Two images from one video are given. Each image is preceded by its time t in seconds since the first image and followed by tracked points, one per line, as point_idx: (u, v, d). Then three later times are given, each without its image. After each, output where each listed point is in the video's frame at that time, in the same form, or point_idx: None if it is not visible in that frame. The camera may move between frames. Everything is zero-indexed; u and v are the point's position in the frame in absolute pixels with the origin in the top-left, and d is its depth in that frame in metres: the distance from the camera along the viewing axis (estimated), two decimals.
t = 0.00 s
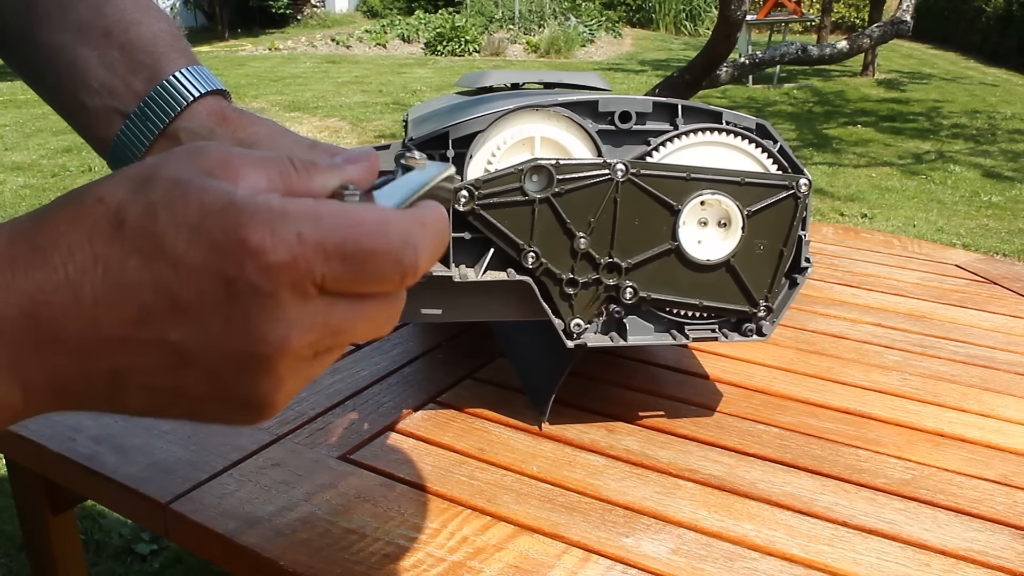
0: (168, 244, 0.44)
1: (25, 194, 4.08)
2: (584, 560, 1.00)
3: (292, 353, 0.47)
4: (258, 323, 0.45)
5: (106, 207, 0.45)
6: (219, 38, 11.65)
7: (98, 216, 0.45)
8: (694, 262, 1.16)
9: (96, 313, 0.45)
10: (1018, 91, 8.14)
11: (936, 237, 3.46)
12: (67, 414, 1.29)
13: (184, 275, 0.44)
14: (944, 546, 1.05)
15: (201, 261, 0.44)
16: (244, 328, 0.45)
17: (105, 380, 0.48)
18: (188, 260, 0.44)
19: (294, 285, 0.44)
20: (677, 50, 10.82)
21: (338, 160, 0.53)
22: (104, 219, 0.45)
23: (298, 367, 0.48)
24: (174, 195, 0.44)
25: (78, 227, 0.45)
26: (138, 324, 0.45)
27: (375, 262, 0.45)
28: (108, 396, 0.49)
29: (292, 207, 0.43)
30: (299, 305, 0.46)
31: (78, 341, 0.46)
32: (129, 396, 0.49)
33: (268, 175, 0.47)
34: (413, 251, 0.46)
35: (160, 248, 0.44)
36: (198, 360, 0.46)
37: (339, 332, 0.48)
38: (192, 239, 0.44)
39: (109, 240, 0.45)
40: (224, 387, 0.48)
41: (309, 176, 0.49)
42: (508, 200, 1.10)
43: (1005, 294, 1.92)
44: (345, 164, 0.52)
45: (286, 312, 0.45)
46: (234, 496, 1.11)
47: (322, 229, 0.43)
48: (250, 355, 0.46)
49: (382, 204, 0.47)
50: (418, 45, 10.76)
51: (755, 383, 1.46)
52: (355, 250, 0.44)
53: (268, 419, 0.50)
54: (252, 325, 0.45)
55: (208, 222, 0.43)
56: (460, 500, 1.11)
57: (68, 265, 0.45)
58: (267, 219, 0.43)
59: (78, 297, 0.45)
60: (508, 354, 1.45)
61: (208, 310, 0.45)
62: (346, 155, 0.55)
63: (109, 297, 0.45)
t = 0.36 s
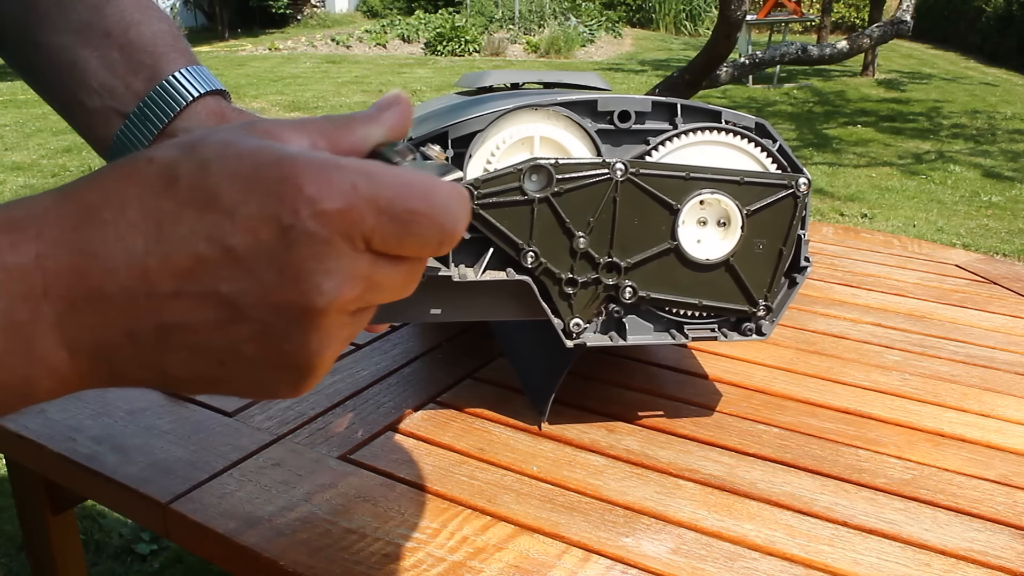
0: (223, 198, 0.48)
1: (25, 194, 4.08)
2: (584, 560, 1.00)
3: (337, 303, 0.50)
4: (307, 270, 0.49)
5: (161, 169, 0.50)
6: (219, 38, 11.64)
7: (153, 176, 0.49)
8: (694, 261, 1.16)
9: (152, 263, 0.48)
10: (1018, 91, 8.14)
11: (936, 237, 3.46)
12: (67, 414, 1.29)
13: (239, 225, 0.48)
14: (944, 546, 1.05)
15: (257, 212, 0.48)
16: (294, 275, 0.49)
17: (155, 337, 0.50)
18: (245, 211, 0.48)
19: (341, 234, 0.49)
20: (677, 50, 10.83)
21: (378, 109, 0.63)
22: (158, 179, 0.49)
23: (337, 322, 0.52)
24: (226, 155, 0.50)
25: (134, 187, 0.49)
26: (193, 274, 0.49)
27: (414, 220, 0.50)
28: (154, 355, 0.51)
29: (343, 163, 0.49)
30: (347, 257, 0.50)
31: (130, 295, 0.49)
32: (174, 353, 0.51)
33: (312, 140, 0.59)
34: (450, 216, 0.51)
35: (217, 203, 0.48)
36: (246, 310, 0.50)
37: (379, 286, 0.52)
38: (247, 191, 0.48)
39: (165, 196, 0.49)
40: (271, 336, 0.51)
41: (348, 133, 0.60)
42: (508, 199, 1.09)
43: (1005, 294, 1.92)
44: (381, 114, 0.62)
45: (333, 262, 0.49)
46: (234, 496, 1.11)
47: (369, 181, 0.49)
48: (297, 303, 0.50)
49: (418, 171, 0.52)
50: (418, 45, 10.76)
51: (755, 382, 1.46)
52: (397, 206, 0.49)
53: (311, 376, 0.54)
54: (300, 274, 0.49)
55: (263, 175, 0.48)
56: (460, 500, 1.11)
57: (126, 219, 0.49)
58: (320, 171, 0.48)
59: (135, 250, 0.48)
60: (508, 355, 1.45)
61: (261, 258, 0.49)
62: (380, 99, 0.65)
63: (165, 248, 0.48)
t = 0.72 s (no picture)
0: (250, 197, 0.50)
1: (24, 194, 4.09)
2: (584, 560, 1.01)
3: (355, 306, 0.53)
4: (328, 275, 0.51)
5: (189, 162, 0.51)
6: (219, 38, 11.64)
7: (178, 169, 0.50)
8: (693, 264, 1.17)
9: (179, 259, 0.50)
10: (1017, 91, 8.14)
11: (935, 237, 3.46)
12: (67, 415, 1.30)
13: (266, 226, 0.50)
14: (944, 546, 1.05)
15: (284, 215, 0.50)
16: (318, 279, 0.51)
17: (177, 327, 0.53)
18: (272, 213, 0.50)
19: (364, 241, 0.51)
20: (677, 50, 10.83)
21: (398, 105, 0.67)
22: (185, 172, 0.50)
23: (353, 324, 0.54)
24: (255, 153, 0.51)
25: (161, 178, 0.50)
26: (217, 271, 0.50)
27: (435, 231, 0.52)
28: (173, 345, 0.54)
29: (369, 172, 0.50)
30: (368, 262, 0.52)
31: (154, 289, 0.51)
32: (193, 345, 0.54)
33: (337, 134, 0.62)
34: (472, 225, 0.53)
35: (243, 203, 0.50)
36: (267, 308, 0.52)
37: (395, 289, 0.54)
38: (274, 194, 0.50)
39: (191, 191, 0.50)
40: (290, 333, 0.53)
41: (373, 130, 0.64)
42: (506, 204, 1.09)
43: (1005, 294, 1.92)
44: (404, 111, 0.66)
45: (356, 265, 0.52)
46: (234, 496, 1.11)
47: (395, 191, 0.50)
48: (318, 306, 0.52)
49: (440, 180, 0.54)
50: (418, 45, 10.75)
51: (755, 383, 1.46)
52: (419, 215, 0.51)
53: (322, 374, 0.57)
54: (322, 278, 0.51)
55: (291, 179, 0.50)
56: (460, 500, 1.11)
57: (153, 212, 0.50)
58: (347, 180, 0.50)
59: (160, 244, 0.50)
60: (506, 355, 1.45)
61: (285, 261, 0.51)
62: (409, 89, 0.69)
63: (191, 245, 0.50)
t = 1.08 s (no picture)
0: (294, 206, 0.48)
1: (25, 194, 4.09)
2: (584, 560, 1.01)
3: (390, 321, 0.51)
4: (369, 285, 0.49)
5: (227, 171, 0.49)
6: (219, 38, 11.64)
7: (216, 179, 0.48)
8: (685, 268, 1.16)
9: (213, 266, 0.47)
10: (1017, 91, 8.15)
11: (935, 237, 3.46)
12: (67, 414, 1.29)
13: (308, 236, 0.48)
14: (944, 546, 1.05)
15: (327, 225, 0.48)
16: (357, 290, 0.49)
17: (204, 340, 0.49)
18: (312, 223, 0.48)
19: (404, 253, 0.49)
20: (677, 50, 10.83)
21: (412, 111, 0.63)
22: (223, 182, 0.48)
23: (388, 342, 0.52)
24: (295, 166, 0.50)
25: (196, 188, 0.48)
26: (254, 280, 0.48)
27: (468, 245, 0.50)
28: (199, 361, 0.50)
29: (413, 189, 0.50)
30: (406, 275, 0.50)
31: (185, 298, 0.48)
32: (219, 361, 0.50)
33: (357, 146, 0.57)
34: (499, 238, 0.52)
35: (284, 215, 0.48)
36: (305, 320, 0.49)
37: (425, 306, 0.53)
38: (316, 205, 0.48)
39: (230, 201, 0.48)
40: (324, 349, 0.51)
41: (389, 137, 0.60)
42: (500, 207, 1.10)
43: (1005, 294, 1.92)
44: (418, 115, 0.63)
45: (395, 278, 0.50)
46: (234, 496, 1.11)
47: (438, 208, 0.50)
48: (357, 317, 0.50)
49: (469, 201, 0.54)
50: (418, 45, 10.76)
51: (754, 383, 1.46)
52: (457, 230, 0.50)
53: (350, 394, 0.54)
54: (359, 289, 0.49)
55: (335, 190, 0.49)
56: (460, 500, 1.11)
57: (187, 220, 0.47)
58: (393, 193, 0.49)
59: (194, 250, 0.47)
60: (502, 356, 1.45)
61: (327, 269, 0.48)
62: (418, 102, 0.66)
63: (227, 252, 0.47)
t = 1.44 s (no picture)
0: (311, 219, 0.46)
1: (25, 194, 4.09)
2: (584, 560, 1.01)
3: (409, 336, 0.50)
4: (387, 301, 0.48)
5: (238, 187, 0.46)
6: (219, 38, 11.64)
7: (226, 196, 0.46)
8: (691, 276, 1.17)
9: (234, 284, 0.45)
10: (1017, 91, 8.15)
11: (935, 237, 3.46)
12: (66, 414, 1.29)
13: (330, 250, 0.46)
14: (944, 546, 1.05)
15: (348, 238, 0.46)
16: (380, 306, 0.48)
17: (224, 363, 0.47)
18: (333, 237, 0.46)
19: (424, 268, 0.48)
20: (677, 50, 10.83)
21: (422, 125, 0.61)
22: (234, 198, 0.46)
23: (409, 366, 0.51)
24: (309, 178, 0.47)
25: (204, 206, 0.46)
26: (274, 296, 0.46)
27: (480, 260, 0.49)
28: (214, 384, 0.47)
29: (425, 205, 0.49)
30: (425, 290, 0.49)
31: (206, 316, 0.45)
32: (236, 379, 0.48)
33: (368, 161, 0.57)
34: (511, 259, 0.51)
35: (301, 230, 0.46)
36: (326, 337, 0.48)
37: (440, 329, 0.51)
38: (330, 217, 0.47)
39: (245, 219, 0.46)
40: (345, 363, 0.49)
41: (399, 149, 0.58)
42: (506, 217, 1.09)
43: (1005, 294, 1.92)
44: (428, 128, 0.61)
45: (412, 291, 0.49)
46: (234, 496, 1.11)
47: (454, 220, 0.49)
48: (377, 334, 0.48)
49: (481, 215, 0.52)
50: (418, 45, 10.76)
51: (755, 383, 1.46)
52: (471, 243, 0.48)
53: (369, 410, 0.52)
54: (379, 303, 0.48)
55: (351, 203, 0.47)
56: (460, 500, 1.11)
57: (203, 236, 0.45)
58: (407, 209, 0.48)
59: (211, 269, 0.45)
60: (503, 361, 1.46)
61: (348, 284, 0.47)
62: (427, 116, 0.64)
63: (248, 270, 0.45)
